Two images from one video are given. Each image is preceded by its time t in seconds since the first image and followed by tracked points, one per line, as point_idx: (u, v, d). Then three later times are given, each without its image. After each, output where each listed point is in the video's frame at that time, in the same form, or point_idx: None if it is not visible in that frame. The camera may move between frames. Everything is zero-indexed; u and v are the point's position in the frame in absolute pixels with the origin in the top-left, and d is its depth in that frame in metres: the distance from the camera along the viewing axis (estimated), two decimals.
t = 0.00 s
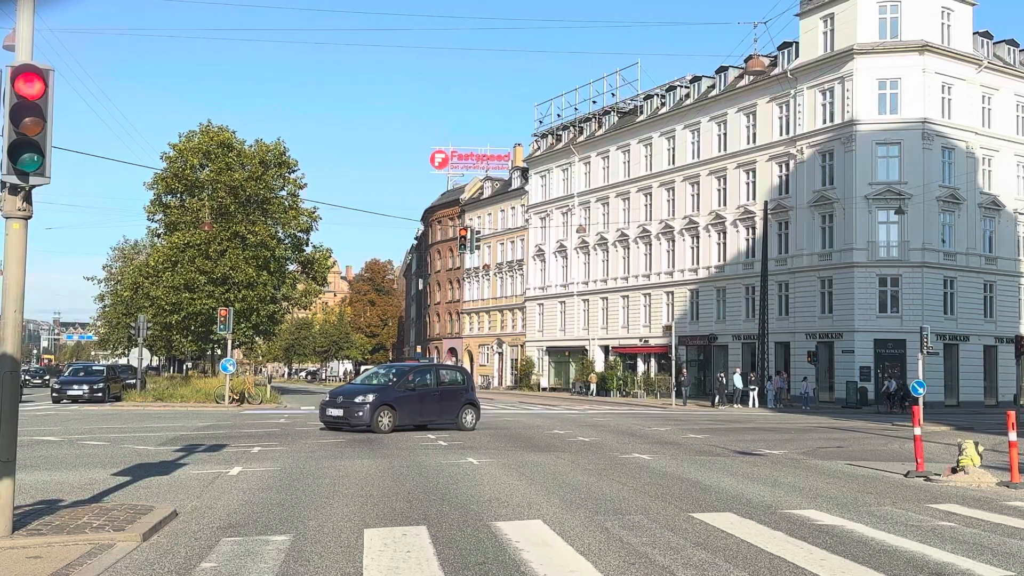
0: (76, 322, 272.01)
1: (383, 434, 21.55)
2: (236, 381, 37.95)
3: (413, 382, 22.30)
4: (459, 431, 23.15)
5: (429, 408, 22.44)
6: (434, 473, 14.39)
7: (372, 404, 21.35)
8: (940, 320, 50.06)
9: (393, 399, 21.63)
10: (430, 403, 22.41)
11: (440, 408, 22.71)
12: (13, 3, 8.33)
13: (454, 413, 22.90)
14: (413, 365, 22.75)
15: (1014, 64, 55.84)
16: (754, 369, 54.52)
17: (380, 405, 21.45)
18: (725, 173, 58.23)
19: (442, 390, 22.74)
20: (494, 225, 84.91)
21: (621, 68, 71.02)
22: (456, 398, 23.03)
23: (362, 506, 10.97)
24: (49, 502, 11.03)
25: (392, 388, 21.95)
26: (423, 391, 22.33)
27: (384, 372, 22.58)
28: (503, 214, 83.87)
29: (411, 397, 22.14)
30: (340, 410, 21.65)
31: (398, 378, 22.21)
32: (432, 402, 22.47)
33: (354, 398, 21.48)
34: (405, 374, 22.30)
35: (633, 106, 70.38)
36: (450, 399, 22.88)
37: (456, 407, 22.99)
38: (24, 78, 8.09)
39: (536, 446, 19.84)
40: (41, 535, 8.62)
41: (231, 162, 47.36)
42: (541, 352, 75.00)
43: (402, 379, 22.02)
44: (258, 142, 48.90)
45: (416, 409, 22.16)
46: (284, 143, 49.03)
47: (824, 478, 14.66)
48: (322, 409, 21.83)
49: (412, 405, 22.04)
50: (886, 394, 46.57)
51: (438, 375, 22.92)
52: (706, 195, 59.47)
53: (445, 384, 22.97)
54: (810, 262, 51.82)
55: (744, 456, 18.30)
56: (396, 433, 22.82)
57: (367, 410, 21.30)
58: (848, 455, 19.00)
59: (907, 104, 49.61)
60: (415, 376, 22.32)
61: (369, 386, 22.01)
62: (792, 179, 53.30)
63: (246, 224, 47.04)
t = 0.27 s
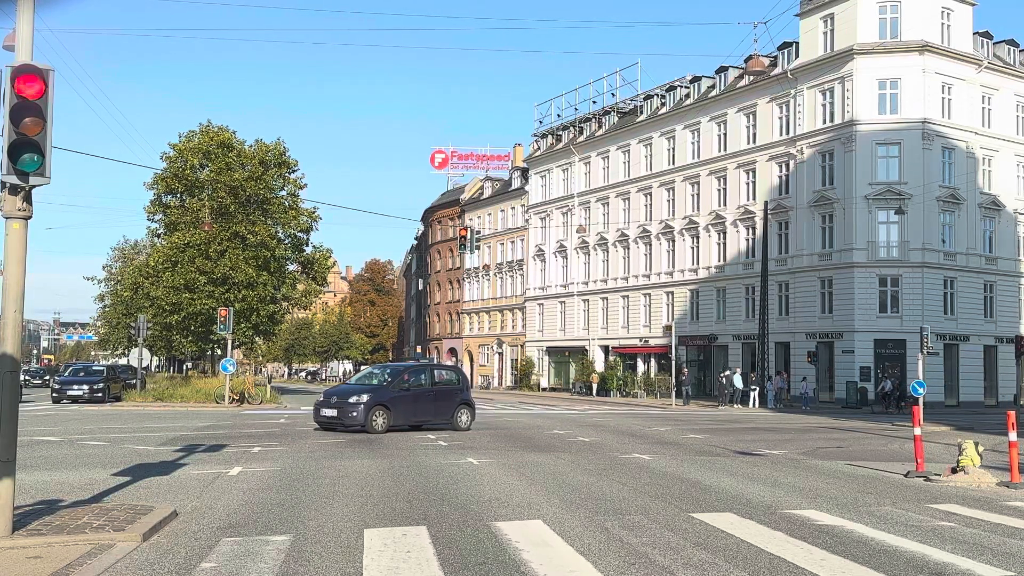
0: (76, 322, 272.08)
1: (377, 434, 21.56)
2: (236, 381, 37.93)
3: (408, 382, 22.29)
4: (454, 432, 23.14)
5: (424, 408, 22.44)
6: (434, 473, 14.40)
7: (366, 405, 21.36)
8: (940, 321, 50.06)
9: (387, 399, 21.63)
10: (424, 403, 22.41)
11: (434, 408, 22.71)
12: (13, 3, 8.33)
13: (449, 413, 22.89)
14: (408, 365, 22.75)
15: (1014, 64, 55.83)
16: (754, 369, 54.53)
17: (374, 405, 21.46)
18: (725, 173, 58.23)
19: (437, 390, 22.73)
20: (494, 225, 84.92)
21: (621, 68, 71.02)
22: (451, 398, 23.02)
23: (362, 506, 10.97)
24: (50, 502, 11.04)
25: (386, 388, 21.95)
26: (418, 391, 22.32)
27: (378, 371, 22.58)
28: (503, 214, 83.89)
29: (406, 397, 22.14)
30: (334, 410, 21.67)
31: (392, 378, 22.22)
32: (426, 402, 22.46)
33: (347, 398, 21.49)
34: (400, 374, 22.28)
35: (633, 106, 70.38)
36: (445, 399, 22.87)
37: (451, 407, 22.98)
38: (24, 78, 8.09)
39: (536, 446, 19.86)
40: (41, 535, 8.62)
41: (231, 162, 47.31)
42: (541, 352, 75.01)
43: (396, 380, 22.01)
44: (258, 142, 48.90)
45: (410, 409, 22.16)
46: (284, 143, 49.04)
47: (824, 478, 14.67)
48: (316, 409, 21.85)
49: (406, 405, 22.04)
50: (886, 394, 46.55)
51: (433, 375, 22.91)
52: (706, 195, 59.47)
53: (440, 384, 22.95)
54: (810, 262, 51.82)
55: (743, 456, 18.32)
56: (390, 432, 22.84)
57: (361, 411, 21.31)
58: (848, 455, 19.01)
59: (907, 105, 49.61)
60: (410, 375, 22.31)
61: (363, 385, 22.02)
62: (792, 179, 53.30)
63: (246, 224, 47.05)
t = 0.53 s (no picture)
0: (76, 322, 272.11)
1: (372, 434, 21.55)
2: (236, 381, 37.93)
3: (403, 382, 22.28)
4: (449, 432, 23.11)
5: (419, 408, 22.42)
6: (434, 473, 14.41)
7: (360, 405, 21.36)
8: (940, 320, 50.06)
9: (382, 400, 21.63)
10: (420, 403, 22.39)
11: (430, 408, 22.70)
12: (13, 4, 8.33)
13: (444, 413, 22.88)
14: (405, 365, 22.74)
15: (1014, 64, 55.86)
16: (754, 369, 54.53)
17: (369, 405, 21.45)
18: (725, 173, 58.23)
19: (432, 390, 22.71)
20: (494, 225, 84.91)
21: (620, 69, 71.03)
22: (447, 399, 23.00)
23: (362, 506, 10.98)
24: (50, 502, 11.05)
25: (381, 388, 21.95)
26: (413, 391, 22.30)
27: (374, 371, 22.58)
28: (503, 214, 83.90)
29: (401, 397, 22.12)
30: (329, 410, 21.69)
31: (388, 378, 22.20)
32: (422, 401, 22.45)
33: (342, 398, 21.50)
34: (395, 374, 22.26)
35: (633, 106, 70.38)
36: (441, 399, 22.86)
37: (447, 407, 22.96)
38: (24, 78, 8.09)
39: (536, 446, 19.88)
40: (42, 535, 8.63)
41: (231, 162, 47.31)
42: (540, 352, 75.02)
43: (391, 380, 22.00)
44: (258, 142, 48.94)
45: (405, 409, 22.15)
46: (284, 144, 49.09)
47: (824, 478, 14.67)
48: (311, 408, 21.87)
49: (401, 405, 22.03)
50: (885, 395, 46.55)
51: (429, 375, 22.89)
52: (706, 195, 59.47)
53: (436, 384, 22.94)
54: (810, 262, 51.81)
55: (743, 456, 18.33)
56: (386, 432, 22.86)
57: (356, 411, 21.31)
58: (848, 455, 19.02)
59: (907, 105, 49.63)
60: (406, 375, 22.29)
61: (359, 385, 22.02)
62: (792, 180, 53.29)
63: (246, 225, 47.06)
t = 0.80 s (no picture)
0: (76, 322, 272.13)
1: (367, 434, 21.52)
2: (236, 381, 37.93)
3: (399, 382, 22.26)
4: (444, 432, 23.11)
5: (414, 408, 22.40)
6: (434, 473, 14.41)
7: (356, 405, 21.33)
8: (940, 320, 50.06)
9: (378, 400, 21.60)
10: (415, 403, 22.38)
11: (425, 408, 22.69)
12: (13, 4, 8.33)
13: (440, 413, 22.87)
14: (400, 365, 22.72)
15: (1014, 64, 55.87)
16: (754, 369, 54.54)
17: (364, 405, 21.42)
18: (725, 173, 58.23)
19: (428, 390, 22.70)
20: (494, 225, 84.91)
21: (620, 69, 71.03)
22: (442, 399, 22.99)
23: (362, 506, 10.97)
24: (50, 502, 11.04)
25: (377, 387, 21.92)
26: (409, 391, 22.28)
27: (369, 370, 22.54)
28: (503, 214, 83.91)
29: (397, 397, 22.10)
30: (324, 410, 21.64)
31: (383, 378, 22.18)
32: (418, 401, 22.44)
33: (337, 398, 21.46)
34: (391, 374, 22.24)
35: (633, 106, 70.39)
36: (436, 399, 22.85)
37: (442, 407, 22.96)
38: (24, 79, 8.09)
39: (536, 446, 19.87)
40: (42, 535, 8.62)
41: (231, 162, 47.32)
42: (540, 352, 75.03)
43: (387, 380, 21.97)
44: (258, 142, 48.96)
45: (401, 409, 22.14)
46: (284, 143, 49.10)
47: (825, 478, 14.67)
48: (306, 408, 21.83)
49: (397, 405, 22.02)
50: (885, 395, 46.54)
51: (424, 375, 22.87)
52: (706, 195, 59.47)
53: (431, 384, 22.92)
54: (810, 262, 51.82)
55: (744, 456, 18.33)
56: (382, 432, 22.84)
57: (351, 411, 21.27)
58: (848, 455, 19.02)
59: (907, 105, 49.63)
60: (401, 375, 22.27)
61: (354, 385, 21.98)
62: (792, 180, 53.29)
63: (246, 225, 47.08)
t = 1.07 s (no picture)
0: (76, 322, 272.13)
1: (360, 434, 21.54)
2: (236, 380, 37.94)
3: (393, 382, 22.23)
4: (439, 432, 23.05)
5: (408, 408, 22.36)
6: (434, 473, 14.40)
7: (348, 405, 21.34)
8: (940, 320, 50.07)
9: (371, 399, 21.60)
10: (409, 403, 22.34)
11: (420, 408, 22.66)
12: (13, 4, 8.33)
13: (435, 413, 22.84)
14: (394, 364, 22.68)
15: (1014, 64, 55.86)
16: (754, 369, 54.53)
17: (357, 405, 21.43)
18: (725, 173, 58.23)
19: (422, 390, 22.65)
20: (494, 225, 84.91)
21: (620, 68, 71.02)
22: (437, 399, 22.95)
23: (362, 506, 10.97)
24: (50, 502, 11.04)
25: (370, 387, 21.92)
26: (402, 391, 22.26)
27: (363, 370, 22.54)
28: (503, 214, 83.90)
29: (390, 397, 22.07)
30: (317, 410, 21.70)
31: (377, 378, 22.16)
32: (412, 401, 22.39)
33: (330, 398, 21.51)
34: (385, 375, 22.21)
35: (633, 106, 70.38)
36: (431, 399, 22.82)
37: (437, 407, 22.90)
38: (24, 79, 8.09)
39: (536, 446, 19.87)
40: (42, 535, 8.62)
41: (231, 162, 47.31)
42: (541, 352, 75.01)
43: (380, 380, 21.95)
44: (258, 142, 48.94)
45: (395, 409, 22.10)
46: (284, 143, 49.08)
47: (825, 478, 14.67)
48: (299, 408, 21.91)
49: (390, 405, 22.00)
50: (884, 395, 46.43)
51: (419, 375, 22.82)
52: (706, 195, 59.46)
53: (426, 384, 22.89)
54: (810, 262, 51.81)
55: (744, 456, 18.32)
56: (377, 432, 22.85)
57: (343, 411, 21.30)
58: (848, 455, 19.02)
59: (907, 105, 49.63)
60: (395, 375, 22.24)
61: (347, 385, 22.00)
62: (792, 179, 53.29)
63: (246, 225, 47.08)
